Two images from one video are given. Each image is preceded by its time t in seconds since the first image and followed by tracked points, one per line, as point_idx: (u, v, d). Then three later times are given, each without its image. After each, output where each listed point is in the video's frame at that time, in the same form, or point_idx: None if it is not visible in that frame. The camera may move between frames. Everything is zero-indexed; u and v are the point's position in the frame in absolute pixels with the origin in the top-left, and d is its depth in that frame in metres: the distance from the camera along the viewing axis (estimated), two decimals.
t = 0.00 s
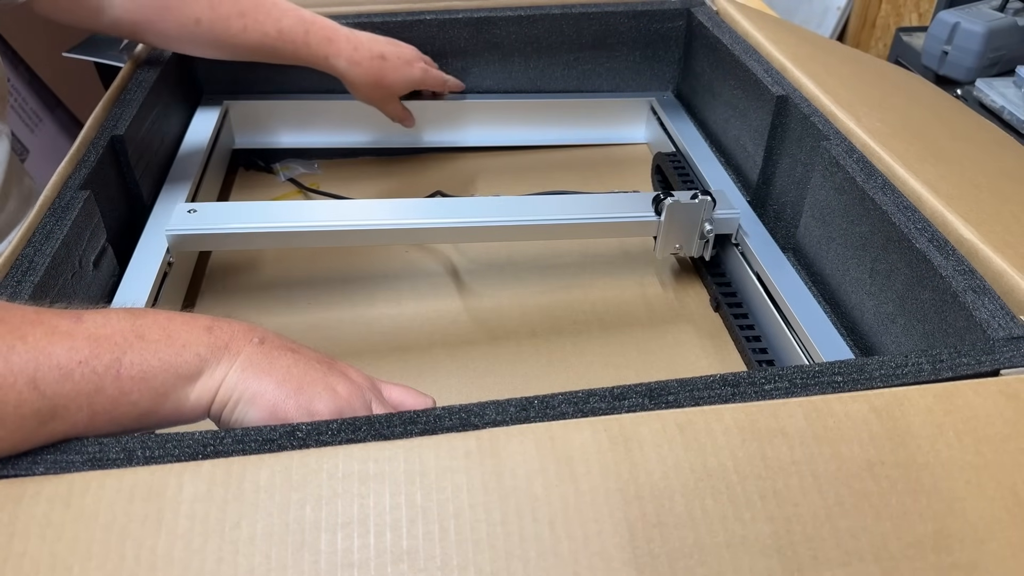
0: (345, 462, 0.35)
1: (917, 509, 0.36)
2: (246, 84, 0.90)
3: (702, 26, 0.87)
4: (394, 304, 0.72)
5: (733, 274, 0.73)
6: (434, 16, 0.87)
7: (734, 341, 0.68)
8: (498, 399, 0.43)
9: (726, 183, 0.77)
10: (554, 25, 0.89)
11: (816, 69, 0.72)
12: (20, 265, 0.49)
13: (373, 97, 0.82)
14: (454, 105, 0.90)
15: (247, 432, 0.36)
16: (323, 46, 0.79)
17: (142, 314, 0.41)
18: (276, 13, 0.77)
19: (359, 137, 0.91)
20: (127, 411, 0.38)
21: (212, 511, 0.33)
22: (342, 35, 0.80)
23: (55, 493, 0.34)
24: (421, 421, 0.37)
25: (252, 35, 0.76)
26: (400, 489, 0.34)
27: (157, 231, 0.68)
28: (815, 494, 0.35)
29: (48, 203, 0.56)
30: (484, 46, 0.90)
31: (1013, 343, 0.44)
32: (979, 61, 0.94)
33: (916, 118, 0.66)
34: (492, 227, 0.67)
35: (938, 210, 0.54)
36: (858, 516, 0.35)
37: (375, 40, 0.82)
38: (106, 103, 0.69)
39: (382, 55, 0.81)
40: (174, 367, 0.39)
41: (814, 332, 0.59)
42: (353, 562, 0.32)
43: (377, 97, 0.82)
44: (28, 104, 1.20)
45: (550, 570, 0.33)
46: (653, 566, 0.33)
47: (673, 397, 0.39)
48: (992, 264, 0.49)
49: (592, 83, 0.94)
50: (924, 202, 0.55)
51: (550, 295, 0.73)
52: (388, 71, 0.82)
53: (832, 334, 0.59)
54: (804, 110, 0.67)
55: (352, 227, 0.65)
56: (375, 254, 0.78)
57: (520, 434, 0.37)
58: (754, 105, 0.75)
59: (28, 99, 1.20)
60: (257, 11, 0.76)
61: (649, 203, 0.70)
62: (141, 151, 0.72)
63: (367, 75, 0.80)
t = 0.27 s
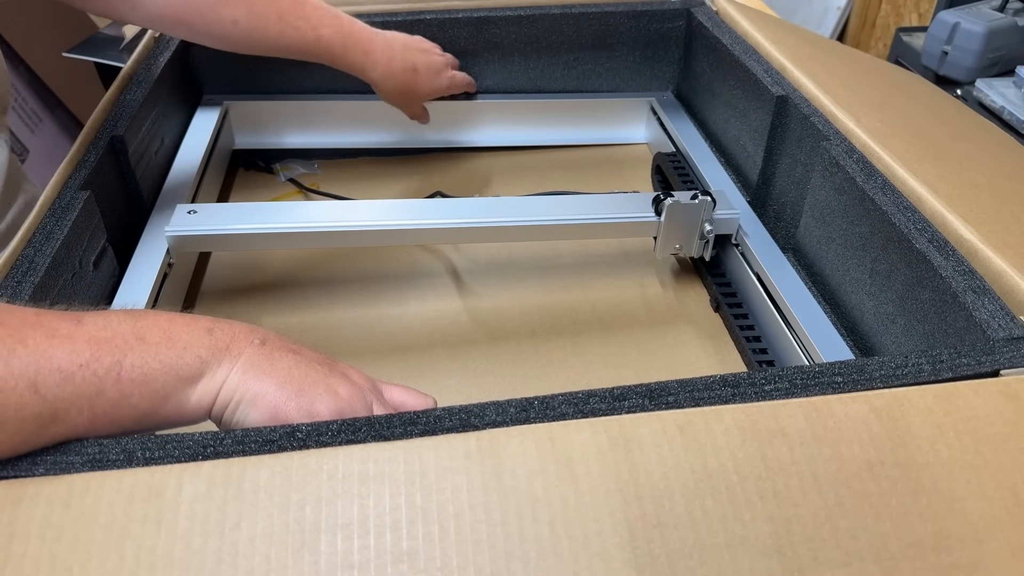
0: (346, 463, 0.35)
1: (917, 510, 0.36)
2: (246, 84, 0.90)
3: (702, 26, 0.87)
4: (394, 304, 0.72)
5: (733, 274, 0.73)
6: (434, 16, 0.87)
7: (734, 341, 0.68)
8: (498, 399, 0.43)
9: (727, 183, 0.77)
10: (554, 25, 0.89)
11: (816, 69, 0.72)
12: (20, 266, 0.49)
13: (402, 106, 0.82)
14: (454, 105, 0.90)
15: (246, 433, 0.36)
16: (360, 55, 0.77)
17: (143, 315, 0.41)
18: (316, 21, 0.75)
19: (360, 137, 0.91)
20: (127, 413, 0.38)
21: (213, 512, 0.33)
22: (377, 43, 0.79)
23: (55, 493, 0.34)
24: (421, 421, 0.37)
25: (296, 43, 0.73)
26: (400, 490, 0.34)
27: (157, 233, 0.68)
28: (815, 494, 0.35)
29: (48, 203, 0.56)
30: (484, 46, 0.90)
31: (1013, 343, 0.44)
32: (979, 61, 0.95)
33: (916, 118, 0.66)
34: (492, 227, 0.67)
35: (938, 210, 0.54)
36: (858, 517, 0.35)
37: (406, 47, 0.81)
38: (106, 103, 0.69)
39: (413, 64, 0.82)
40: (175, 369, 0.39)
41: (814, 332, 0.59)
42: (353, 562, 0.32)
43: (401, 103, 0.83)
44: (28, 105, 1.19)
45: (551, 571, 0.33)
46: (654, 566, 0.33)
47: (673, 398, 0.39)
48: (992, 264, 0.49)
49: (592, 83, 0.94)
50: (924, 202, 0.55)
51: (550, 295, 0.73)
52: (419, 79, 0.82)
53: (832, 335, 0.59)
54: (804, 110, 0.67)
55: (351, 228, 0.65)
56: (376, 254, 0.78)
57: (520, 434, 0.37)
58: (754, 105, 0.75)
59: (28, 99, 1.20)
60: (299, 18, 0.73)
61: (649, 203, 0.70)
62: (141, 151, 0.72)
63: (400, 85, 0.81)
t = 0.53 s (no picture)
0: (346, 463, 0.35)
1: (917, 510, 0.36)
2: (246, 84, 0.90)
3: (702, 26, 0.87)
4: (394, 304, 0.72)
5: (733, 274, 0.73)
6: (434, 16, 0.87)
7: (734, 342, 0.68)
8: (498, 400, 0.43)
9: (727, 183, 0.77)
10: (554, 25, 0.89)
11: (816, 69, 0.72)
12: (20, 266, 0.49)
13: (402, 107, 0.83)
14: (453, 106, 0.90)
15: (246, 433, 0.36)
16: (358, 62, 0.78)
17: (144, 317, 0.41)
18: (315, 28, 0.75)
19: (359, 138, 0.91)
20: (129, 415, 0.38)
21: (213, 512, 0.33)
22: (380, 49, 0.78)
23: (55, 494, 0.34)
24: (421, 421, 0.37)
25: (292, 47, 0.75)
26: (400, 491, 0.34)
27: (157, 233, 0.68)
28: (815, 495, 0.35)
29: (48, 203, 0.56)
30: (484, 45, 0.90)
31: (1013, 344, 0.44)
32: (979, 61, 0.95)
33: (916, 118, 0.66)
34: (493, 227, 0.67)
35: (938, 210, 0.54)
36: (858, 517, 0.35)
37: (412, 53, 0.80)
38: (106, 103, 0.69)
39: (416, 69, 0.81)
40: (176, 371, 0.39)
41: (814, 332, 0.59)
42: (353, 562, 0.32)
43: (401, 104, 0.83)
44: (28, 105, 1.19)
45: (551, 571, 0.33)
46: (654, 567, 0.33)
47: (673, 398, 0.39)
48: (992, 264, 0.49)
49: (592, 83, 0.94)
50: (924, 202, 0.55)
51: (550, 295, 0.73)
52: (421, 85, 0.82)
53: (832, 335, 0.59)
54: (804, 110, 0.67)
55: (351, 228, 0.65)
56: (376, 254, 0.78)
57: (520, 435, 0.37)
58: (754, 105, 0.75)
59: (28, 100, 1.20)
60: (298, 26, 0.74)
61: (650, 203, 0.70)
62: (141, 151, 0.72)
63: (398, 91, 0.81)
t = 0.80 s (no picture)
0: (346, 463, 0.35)
1: (917, 510, 0.36)
2: (246, 84, 0.89)
3: (702, 26, 0.87)
4: (394, 304, 0.72)
5: (732, 274, 0.73)
6: (434, 16, 0.87)
7: (734, 341, 0.68)
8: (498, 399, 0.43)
9: (727, 183, 0.77)
10: (554, 25, 0.89)
11: (816, 69, 0.72)
12: (20, 266, 0.49)
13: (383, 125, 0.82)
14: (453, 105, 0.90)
15: (246, 433, 0.37)
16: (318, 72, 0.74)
17: (145, 316, 0.41)
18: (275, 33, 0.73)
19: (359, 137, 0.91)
20: (129, 414, 0.38)
21: (213, 512, 0.33)
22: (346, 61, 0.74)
23: (55, 494, 0.34)
24: (421, 421, 0.37)
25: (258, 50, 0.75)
26: (400, 491, 0.34)
27: (157, 233, 0.67)
28: (815, 495, 0.36)
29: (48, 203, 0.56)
30: (484, 45, 0.90)
31: (1013, 344, 0.44)
32: (979, 61, 0.95)
33: (916, 118, 0.66)
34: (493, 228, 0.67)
35: (938, 210, 0.54)
36: (858, 517, 0.35)
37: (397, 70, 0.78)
38: (106, 103, 0.69)
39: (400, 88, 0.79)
40: (177, 370, 0.39)
41: (814, 332, 0.59)
42: (353, 562, 0.32)
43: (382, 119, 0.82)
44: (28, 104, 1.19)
45: (551, 571, 0.33)
46: (654, 567, 0.33)
47: (674, 398, 0.39)
48: (992, 264, 0.49)
49: (592, 83, 0.94)
50: (924, 202, 0.55)
51: (550, 295, 0.73)
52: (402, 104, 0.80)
53: (832, 335, 0.59)
54: (804, 110, 0.67)
55: (351, 228, 0.65)
56: (376, 254, 0.78)
57: (520, 434, 0.37)
58: (754, 105, 0.75)
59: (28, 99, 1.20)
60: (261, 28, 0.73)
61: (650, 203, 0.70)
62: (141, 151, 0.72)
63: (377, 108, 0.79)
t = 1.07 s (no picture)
0: (346, 463, 0.35)
1: (917, 510, 0.36)
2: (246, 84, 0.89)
3: (702, 26, 0.86)
4: (394, 304, 0.72)
5: (732, 273, 0.73)
6: (433, 16, 0.87)
7: (734, 341, 0.68)
8: (498, 399, 0.43)
9: (727, 183, 0.77)
10: (554, 25, 0.89)
11: (816, 69, 0.72)
12: (20, 266, 0.49)
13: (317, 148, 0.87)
14: (453, 104, 0.90)
15: (247, 432, 0.37)
16: (274, 100, 0.80)
17: (146, 315, 0.41)
18: (249, 55, 0.78)
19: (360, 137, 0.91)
20: (130, 412, 0.38)
21: (213, 511, 0.33)
22: (301, 98, 0.81)
23: (55, 493, 0.34)
24: (421, 421, 0.37)
25: (221, 62, 0.79)
26: (400, 490, 0.34)
27: (157, 233, 0.67)
28: (815, 495, 0.36)
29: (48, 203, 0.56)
30: (484, 45, 0.90)
31: (1013, 344, 0.44)
32: (979, 61, 0.95)
33: (916, 118, 0.66)
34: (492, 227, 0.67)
35: (938, 210, 0.54)
36: (858, 517, 0.35)
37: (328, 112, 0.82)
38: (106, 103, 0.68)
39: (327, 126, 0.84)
40: (177, 368, 0.39)
41: (814, 332, 0.59)
42: (353, 562, 0.32)
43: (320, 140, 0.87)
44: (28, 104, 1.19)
45: (551, 570, 0.33)
46: (654, 566, 0.33)
47: (673, 398, 0.39)
48: (992, 264, 0.49)
49: (592, 83, 0.94)
50: (924, 202, 0.55)
51: (550, 295, 0.73)
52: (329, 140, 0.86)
53: (833, 335, 0.59)
54: (804, 110, 0.68)
55: (351, 228, 0.65)
56: (376, 254, 0.78)
57: (520, 434, 0.37)
58: (754, 105, 0.75)
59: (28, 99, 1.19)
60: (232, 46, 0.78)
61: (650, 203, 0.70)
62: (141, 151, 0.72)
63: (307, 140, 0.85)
